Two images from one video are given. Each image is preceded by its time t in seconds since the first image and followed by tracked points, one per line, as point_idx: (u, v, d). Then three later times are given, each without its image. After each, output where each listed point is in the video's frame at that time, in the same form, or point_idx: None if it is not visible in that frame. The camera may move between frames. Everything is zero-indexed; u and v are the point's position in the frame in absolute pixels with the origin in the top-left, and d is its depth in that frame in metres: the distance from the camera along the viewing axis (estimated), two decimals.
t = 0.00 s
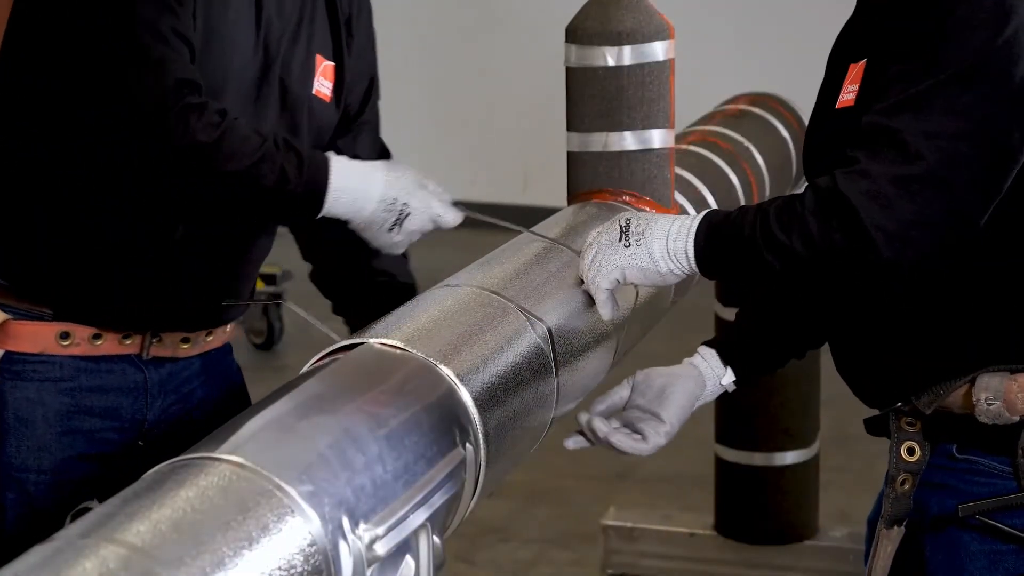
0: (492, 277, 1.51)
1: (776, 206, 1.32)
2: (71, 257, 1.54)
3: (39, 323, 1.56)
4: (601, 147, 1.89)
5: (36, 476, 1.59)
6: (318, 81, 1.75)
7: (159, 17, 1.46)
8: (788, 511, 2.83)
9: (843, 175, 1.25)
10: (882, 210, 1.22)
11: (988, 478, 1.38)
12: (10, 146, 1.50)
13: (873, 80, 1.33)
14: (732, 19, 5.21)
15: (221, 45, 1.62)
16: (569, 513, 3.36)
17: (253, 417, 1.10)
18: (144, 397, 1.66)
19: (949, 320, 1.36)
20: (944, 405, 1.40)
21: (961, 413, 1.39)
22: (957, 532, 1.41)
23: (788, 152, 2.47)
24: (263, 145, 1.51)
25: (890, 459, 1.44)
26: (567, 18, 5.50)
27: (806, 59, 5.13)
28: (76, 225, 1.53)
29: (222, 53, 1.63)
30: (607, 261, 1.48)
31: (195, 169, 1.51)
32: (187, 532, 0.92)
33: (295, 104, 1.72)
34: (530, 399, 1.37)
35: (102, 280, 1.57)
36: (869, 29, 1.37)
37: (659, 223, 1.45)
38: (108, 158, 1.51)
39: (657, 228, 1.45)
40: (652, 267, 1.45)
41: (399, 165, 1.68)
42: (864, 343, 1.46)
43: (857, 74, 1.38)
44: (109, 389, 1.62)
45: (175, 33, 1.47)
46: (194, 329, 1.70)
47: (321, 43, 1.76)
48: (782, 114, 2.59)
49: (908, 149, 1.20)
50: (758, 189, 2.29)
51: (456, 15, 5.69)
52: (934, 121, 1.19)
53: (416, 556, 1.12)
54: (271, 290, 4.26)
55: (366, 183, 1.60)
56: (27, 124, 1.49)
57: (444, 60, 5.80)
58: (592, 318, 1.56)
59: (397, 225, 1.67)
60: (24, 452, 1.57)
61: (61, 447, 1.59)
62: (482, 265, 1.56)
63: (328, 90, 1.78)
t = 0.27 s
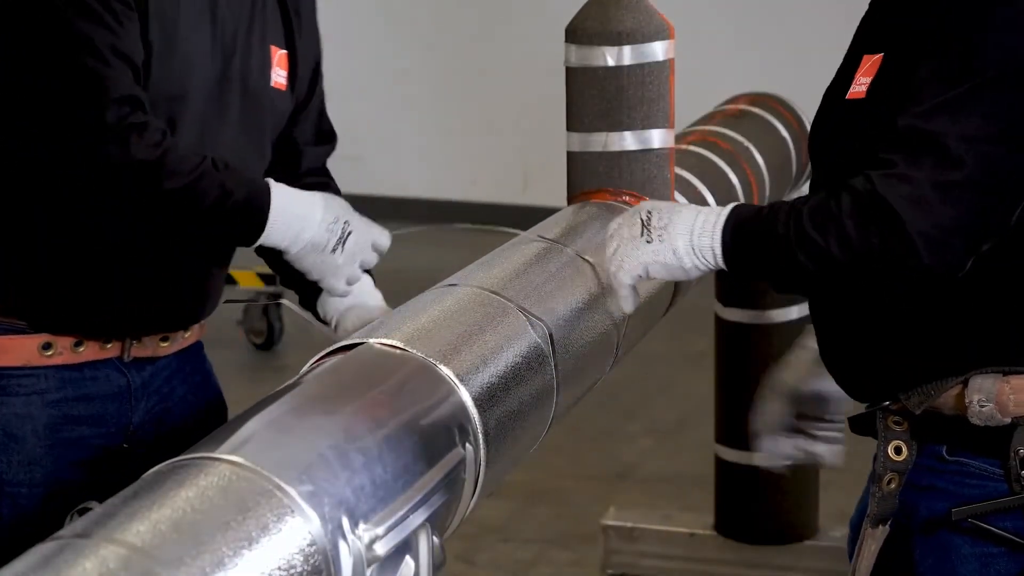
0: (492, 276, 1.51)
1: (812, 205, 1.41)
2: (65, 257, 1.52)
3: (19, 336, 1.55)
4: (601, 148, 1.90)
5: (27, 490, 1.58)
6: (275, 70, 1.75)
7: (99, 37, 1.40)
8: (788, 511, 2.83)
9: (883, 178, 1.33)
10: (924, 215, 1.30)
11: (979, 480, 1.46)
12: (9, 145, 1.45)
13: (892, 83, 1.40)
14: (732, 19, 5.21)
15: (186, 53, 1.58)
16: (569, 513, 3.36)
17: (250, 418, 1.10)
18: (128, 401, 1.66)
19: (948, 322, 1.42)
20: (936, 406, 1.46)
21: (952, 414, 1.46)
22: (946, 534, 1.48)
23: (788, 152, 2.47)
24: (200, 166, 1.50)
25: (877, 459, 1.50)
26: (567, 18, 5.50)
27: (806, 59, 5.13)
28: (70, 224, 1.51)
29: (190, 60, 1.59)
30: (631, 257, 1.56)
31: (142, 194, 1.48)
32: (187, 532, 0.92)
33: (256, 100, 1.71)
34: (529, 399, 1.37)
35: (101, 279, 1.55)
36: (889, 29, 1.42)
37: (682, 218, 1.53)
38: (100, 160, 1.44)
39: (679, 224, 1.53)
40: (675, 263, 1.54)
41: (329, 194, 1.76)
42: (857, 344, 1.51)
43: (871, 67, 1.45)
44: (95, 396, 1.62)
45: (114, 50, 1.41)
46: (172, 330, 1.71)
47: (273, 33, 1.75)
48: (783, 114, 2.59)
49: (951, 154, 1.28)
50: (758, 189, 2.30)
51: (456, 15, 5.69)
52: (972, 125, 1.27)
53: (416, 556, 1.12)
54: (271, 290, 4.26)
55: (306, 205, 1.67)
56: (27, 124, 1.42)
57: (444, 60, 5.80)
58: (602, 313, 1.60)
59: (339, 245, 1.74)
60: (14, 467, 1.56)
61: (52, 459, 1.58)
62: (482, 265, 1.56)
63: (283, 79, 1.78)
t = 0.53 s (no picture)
0: (493, 276, 1.51)
1: (810, 216, 1.43)
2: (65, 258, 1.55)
3: None
4: (601, 148, 1.90)
5: (9, 493, 1.57)
6: (241, 67, 1.73)
7: (102, 35, 1.40)
8: (788, 511, 2.83)
9: (882, 184, 1.34)
10: (925, 219, 1.31)
11: (967, 481, 1.47)
12: (10, 145, 1.45)
13: (894, 82, 1.40)
14: (732, 19, 5.21)
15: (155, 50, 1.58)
16: (569, 513, 3.36)
17: (250, 419, 1.10)
18: (105, 402, 1.66)
19: (941, 326, 1.43)
20: (923, 405, 1.48)
21: (940, 415, 1.48)
22: (935, 535, 1.50)
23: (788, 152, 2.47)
24: (224, 158, 1.49)
25: (864, 458, 1.51)
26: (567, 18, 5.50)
27: (806, 59, 5.13)
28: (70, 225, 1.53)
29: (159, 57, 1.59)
30: (631, 274, 1.57)
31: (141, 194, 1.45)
32: (187, 532, 0.92)
33: (229, 98, 1.71)
34: (530, 398, 1.37)
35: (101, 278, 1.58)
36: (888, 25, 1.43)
37: (681, 233, 1.55)
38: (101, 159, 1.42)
39: (679, 240, 1.55)
40: (676, 279, 1.56)
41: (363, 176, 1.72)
42: (848, 345, 1.52)
43: (871, 61, 1.45)
44: (71, 399, 1.62)
45: (119, 49, 1.42)
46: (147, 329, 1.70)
47: (239, 29, 1.74)
48: (782, 114, 2.59)
49: (951, 160, 1.29)
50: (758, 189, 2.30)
51: (455, 15, 5.69)
52: (972, 129, 1.29)
53: (416, 556, 1.12)
54: (271, 290, 4.25)
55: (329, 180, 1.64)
56: (27, 124, 1.43)
57: (444, 60, 5.80)
58: (602, 312, 1.60)
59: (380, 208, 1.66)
60: None
61: (31, 461, 1.58)
62: (482, 265, 1.56)
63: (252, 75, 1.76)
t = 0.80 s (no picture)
0: (494, 276, 1.51)
1: (823, 226, 1.44)
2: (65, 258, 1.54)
3: None
4: (601, 148, 1.90)
5: (9, 493, 1.58)
6: (239, 66, 1.73)
7: (106, 37, 1.40)
8: (788, 512, 2.83)
9: (891, 193, 1.35)
10: (936, 225, 1.31)
11: (945, 483, 1.46)
12: (9, 145, 1.47)
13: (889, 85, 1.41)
14: (732, 19, 5.21)
15: (155, 51, 1.58)
16: (569, 513, 3.36)
17: (250, 419, 1.10)
18: (102, 403, 1.66)
19: (948, 329, 1.43)
20: (900, 403, 1.47)
21: (917, 413, 1.46)
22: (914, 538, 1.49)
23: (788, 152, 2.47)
24: (227, 169, 1.47)
25: (846, 454, 1.50)
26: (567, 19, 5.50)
27: (806, 59, 5.13)
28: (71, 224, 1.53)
29: (158, 58, 1.59)
30: (653, 291, 1.61)
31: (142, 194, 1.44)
32: (187, 532, 0.92)
33: (225, 99, 1.71)
34: (530, 400, 1.37)
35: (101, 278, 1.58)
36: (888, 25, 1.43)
37: (700, 246, 1.58)
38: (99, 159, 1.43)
39: (698, 253, 1.58)
40: (698, 292, 1.59)
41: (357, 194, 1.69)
42: (851, 349, 1.52)
43: (866, 58, 1.47)
44: (70, 399, 1.62)
45: (122, 50, 1.41)
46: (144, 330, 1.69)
47: (235, 29, 1.74)
48: (782, 114, 2.59)
49: (957, 167, 1.30)
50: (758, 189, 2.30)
51: (455, 15, 5.69)
52: (976, 136, 1.28)
53: (416, 556, 1.12)
54: (271, 290, 4.25)
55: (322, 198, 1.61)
56: (27, 124, 1.44)
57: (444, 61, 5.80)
58: (602, 312, 1.60)
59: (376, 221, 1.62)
60: None
61: (29, 462, 1.59)
62: (482, 265, 1.56)
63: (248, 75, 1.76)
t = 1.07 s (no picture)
0: (494, 275, 1.51)
1: (813, 228, 1.44)
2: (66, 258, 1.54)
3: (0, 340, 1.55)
4: (601, 147, 1.90)
5: (14, 493, 1.58)
6: (244, 65, 1.73)
7: (111, 36, 1.40)
8: (788, 511, 2.83)
9: (884, 197, 1.34)
10: (927, 232, 1.31)
11: (943, 482, 1.45)
12: (9, 146, 1.46)
13: (893, 85, 1.40)
14: (732, 19, 5.21)
15: (160, 50, 1.58)
16: (569, 513, 3.36)
17: (250, 418, 1.10)
18: (108, 402, 1.66)
19: (946, 328, 1.42)
20: (898, 402, 1.46)
21: (915, 412, 1.46)
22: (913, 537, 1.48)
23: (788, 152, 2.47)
24: (230, 169, 1.48)
25: (843, 452, 1.50)
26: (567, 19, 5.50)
27: (806, 59, 5.13)
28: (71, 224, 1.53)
29: (163, 57, 1.59)
30: (635, 284, 1.60)
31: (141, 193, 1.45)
32: (187, 532, 0.92)
33: (232, 98, 1.71)
34: (530, 399, 1.37)
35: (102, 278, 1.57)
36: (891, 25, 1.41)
37: (685, 243, 1.59)
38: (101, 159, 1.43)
39: (684, 250, 1.59)
40: (681, 288, 1.59)
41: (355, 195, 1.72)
42: (851, 351, 1.51)
43: (869, 61, 1.46)
44: (75, 399, 1.62)
45: (127, 51, 1.42)
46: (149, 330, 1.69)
47: (241, 27, 1.74)
48: (782, 114, 2.59)
49: (953, 173, 1.29)
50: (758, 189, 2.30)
51: (455, 15, 5.69)
52: (974, 145, 1.28)
53: (416, 556, 1.12)
54: (271, 290, 4.25)
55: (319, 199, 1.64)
56: (27, 124, 1.44)
57: (444, 61, 5.80)
58: (602, 312, 1.60)
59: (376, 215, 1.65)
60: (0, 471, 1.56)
61: (35, 462, 1.59)
62: (481, 265, 1.56)
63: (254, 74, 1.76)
